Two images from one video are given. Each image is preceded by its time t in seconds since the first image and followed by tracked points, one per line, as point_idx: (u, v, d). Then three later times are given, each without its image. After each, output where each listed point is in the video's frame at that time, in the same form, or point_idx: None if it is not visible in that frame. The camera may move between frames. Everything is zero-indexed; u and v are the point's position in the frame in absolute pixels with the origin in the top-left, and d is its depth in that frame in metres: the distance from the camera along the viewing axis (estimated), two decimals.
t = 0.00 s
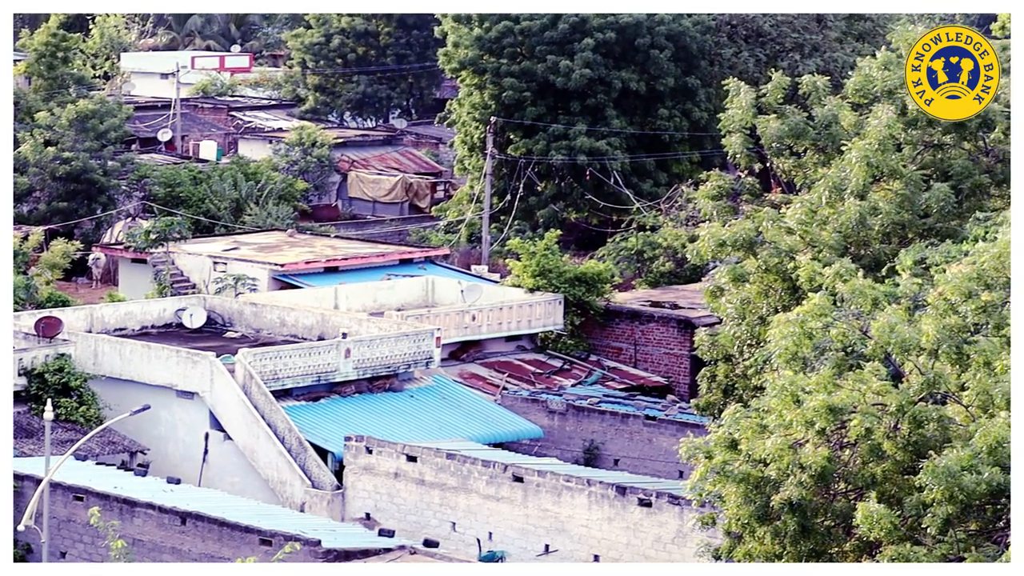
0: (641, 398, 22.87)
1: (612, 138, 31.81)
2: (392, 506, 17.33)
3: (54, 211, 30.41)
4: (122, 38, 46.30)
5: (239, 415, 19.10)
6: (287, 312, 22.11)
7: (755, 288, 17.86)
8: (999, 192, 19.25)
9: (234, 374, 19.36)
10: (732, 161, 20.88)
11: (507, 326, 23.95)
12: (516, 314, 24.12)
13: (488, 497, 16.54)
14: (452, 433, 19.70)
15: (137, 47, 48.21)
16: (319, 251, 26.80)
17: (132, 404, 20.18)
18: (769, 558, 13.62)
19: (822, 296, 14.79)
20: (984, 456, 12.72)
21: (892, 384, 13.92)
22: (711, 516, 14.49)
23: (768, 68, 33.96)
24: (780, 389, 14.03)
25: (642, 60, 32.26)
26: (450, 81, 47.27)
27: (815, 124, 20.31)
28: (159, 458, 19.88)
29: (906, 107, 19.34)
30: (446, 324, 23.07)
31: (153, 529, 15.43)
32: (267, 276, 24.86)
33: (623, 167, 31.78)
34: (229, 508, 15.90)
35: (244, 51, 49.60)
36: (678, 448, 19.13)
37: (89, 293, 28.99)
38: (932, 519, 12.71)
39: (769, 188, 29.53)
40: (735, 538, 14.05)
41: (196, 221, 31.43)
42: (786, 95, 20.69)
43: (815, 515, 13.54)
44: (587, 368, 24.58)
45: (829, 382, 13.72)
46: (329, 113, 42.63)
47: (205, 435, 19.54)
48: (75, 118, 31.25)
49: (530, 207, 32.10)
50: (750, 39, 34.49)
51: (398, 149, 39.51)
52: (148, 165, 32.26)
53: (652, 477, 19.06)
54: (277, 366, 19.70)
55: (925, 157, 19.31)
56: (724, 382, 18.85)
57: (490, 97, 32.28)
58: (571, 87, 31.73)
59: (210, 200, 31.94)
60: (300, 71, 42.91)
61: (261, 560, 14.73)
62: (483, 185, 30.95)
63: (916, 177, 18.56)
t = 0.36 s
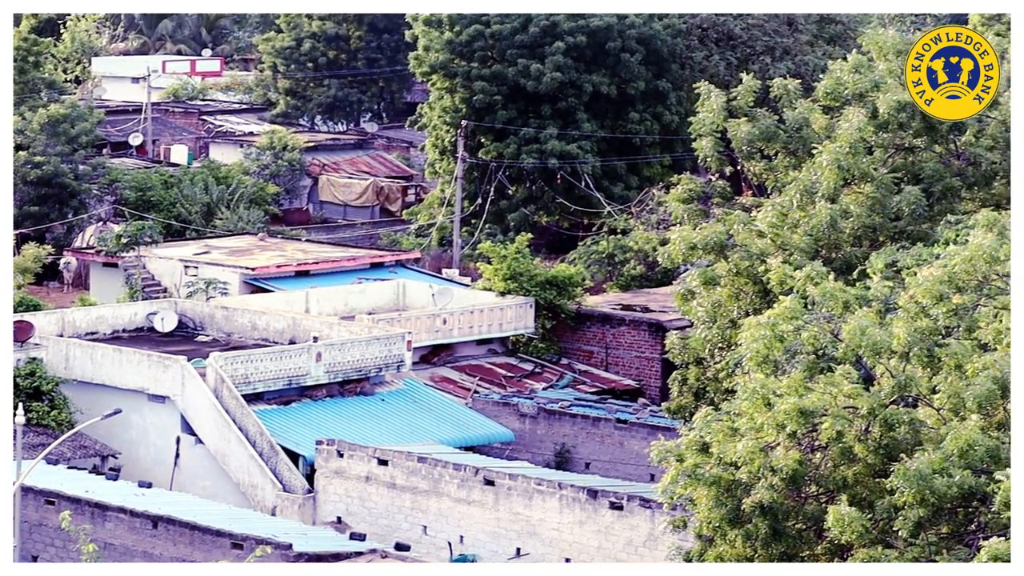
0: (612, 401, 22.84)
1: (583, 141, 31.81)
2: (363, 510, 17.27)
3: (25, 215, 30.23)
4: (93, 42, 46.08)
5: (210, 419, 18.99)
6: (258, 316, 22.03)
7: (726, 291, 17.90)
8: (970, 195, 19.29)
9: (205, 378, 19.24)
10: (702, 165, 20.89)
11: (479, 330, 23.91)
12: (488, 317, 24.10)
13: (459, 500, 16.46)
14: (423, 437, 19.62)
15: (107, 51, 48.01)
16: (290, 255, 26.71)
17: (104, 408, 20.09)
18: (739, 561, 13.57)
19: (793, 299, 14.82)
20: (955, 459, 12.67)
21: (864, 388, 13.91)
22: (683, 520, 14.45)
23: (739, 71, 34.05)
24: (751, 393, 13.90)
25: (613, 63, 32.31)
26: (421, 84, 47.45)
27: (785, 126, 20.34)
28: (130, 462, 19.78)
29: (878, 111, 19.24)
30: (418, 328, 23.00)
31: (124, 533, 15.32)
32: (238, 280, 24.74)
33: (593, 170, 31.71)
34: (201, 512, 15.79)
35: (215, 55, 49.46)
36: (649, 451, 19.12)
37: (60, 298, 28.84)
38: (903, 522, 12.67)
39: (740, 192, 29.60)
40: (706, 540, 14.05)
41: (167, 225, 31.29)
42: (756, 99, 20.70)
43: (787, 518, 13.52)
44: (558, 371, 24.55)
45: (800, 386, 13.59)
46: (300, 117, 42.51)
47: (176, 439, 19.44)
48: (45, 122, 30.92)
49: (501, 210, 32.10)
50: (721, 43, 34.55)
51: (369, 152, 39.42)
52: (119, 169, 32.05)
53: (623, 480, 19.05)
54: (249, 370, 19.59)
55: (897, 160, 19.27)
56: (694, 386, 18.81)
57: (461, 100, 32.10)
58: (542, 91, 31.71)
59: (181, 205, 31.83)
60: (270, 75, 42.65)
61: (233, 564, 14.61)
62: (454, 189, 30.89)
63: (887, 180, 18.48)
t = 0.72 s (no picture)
0: (589, 403, 22.81)
1: (561, 144, 31.79)
2: (341, 512, 17.20)
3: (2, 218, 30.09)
4: (72, 45, 45.91)
5: (187, 422, 18.89)
6: (236, 319, 21.95)
7: (704, 293, 17.73)
8: (947, 197, 19.42)
9: (183, 381, 19.12)
10: (679, 167, 20.88)
11: (456, 332, 23.84)
12: (465, 320, 24.03)
13: (436, 503, 16.39)
14: (401, 440, 19.56)
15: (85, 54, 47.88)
16: (268, 258, 26.64)
17: (82, 412, 20.00)
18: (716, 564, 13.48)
19: (771, 301, 14.78)
20: (932, 461, 12.66)
21: (841, 390, 13.89)
22: (661, 522, 14.35)
23: (717, 74, 34.10)
24: (728, 395, 13.85)
25: (591, 66, 32.33)
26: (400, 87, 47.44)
27: (762, 129, 20.37)
28: (108, 465, 19.70)
29: (856, 113, 19.28)
30: (395, 331, 22.92)
31: (102, 536, 15.21)
32: (215, 283, 24.67)
33: (571, 173, 31.56)
34: (179, 515, 15.69)
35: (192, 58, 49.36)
36: (626, 453, 19.08)
37: (38, 301, 28.71)
38: (881, 524, 12.64)
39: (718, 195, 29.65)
40: (684, 543, 13.94)
41: (145, 228, 31.17)
42: (734, 101, 20.69)
43: (764, 520, 13.51)
44: (536, 373, 24.52)
45: (777, 388, 13.54)
46: (278, 119, 42.42)
47: (154, 442, 19.33)
48: (23, 126, 30.85)
49: (479, 213, 32.05)
50: (698, 45, 34.59)
51: (347, 155, 39.36)
52: (97, 172, 31.91)
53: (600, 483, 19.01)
54: (226, 373, 19.49)
55: (875, 162, 19.33)
56: (672, 389, 18.77)
57: (439, 104, 32.13)
58: (520, 93, 31.68)
59: (159, 208, 31.55)
60: (248, 78, 42.69)
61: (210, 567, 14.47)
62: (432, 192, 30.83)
63: (865, 182, 18.48)
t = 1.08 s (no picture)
0: (560, 407, 22.77)
1: (531, 147, 31.76)
2: (311, 516, 17.14)
3: None
4: (41, 50, 45.70)
5: (158, 426, 18.76)
6: (206, 323, 21.84)
7: (673, 297, 17.79)
8: (918, 200, 19.41)
9: (153, 386, 19.01)
10: (649, 170, 20.89)
11: (426, 336, 23.78)
12: (436, 324, 23.97)
13: (406, 507, 16.32)
14: (370, 443, 19.49)
15: (55, 59, 47.72)
16: (238, 262, 26.56)
17: (52, 416, 19.89)
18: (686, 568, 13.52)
19: (741, 304, 14.72)
20: (903, 464, 12.64)
21: (811, 393, 13.83)
22: (630, 525, 14.32)
23: (686, 77, 34.19)
24: (698, 398, 13.82)
25: (561, 70, 32.35)
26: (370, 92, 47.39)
27: (732, 133, 20.41)
28: (78, 470, 19.62)
29: (826, 116, 19.34)
30: (365, 334, 22.83)
31: (72, 540, 15.10)
32: (185, 286, 24.47)
33: (541, 176, 31.65)
34: (150, 519, 15.58)
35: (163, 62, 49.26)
36: (596, 457, 19.05)
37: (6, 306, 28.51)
38: (851, 527, 12.65)
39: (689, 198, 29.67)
40: (654, 546, 13.95)
41: (115, 233, 31.01)
42: (703, 104, 20.71)
43: (734, 524, 13.51)
44: (506, 377, 24.45)
45: (747, 391, 13.53)
46: (248, 124, 42.11)
47: (124, 446, 19.21)
48: None
49: (449, 216, 31.89)
50: (667, 49, 34.66)
51: (317, 159, 39.27)
52: (67, 176, 31.70)
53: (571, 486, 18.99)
54: (196, 377, 19.38)
55: (844, 166, 19.38)
56: (642, 392, 18.77)
57: (409, 107, 32.09)
58: (490, 97, 31.65)
59: (130, 212, 31.45)
60: (218, 81, 42.28)
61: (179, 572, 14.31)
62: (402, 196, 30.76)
63: (834, 186, 18.57)
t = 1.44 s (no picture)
0: (537, 410, 22.74)
1: (507, 150, 31.75)
2: (288, 519, 17.09)
3: None
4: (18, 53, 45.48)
5: (135, 429, 18.66)
6: (183, 326, 21.74)
7: (650, 299, 17.74)
8: (894, 202, 19.51)
9: (130, 389, 18.90)
10: (626, 172, 20.88)
11: (403, 339, 23.74)
12: (413, 326, 23.94)
13: (384, 509, 16.28)
14: (348, 446, 19.43)
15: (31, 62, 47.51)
16: (214, 265, 26.46)
17: (30, 419, 19.79)
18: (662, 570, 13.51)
19: (718, 306, 14.73)
20: (880, 466, 12.64)
21: (788, 395, 13.78)
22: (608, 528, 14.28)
23: (663, 80, 34.20)
24: (675, 400, 13.80)
25: (538, 72, 32.34)
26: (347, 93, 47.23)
27: (709, 134, 20.39)
28: (56, 472, 19.50)
29: (803, 119, 19.28)
30: (342, 337, 22.77)
31: (50, 543, 15.01)
32: (162, 289, 24.34)
33: (518, 179, 31.71)
34: (128, 522, 15.47)
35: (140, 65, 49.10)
36: (575, 460, 18.95)
37: None
38: (828, 529, 12.65)
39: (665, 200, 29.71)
40: (631, 548, 13.94)
41: (92, 236, 30.87)
42: (680, 107, 20.69)
43: (712, 527, 13.45)
44: (483, 380, 24.38)
45: (724, 393, 13.53)
46: (225, 126, 42.50)
47: (102, 449, 19.10)
48: None
49: (426, 219, 31.89)
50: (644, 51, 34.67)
51: (293, 162, 39.18)
52: (43, 179, 31.51)
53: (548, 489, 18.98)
54: (173, 380, 19.28)
55: (822, 167, 19.33)
56: (619, 394, 18.76)
57: (386, 110, 32.01)
58: (466, 100, 31.58)
59: (106, 215, 31.33)
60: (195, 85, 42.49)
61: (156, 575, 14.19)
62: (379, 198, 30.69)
63: (812, 188, 18.53)
